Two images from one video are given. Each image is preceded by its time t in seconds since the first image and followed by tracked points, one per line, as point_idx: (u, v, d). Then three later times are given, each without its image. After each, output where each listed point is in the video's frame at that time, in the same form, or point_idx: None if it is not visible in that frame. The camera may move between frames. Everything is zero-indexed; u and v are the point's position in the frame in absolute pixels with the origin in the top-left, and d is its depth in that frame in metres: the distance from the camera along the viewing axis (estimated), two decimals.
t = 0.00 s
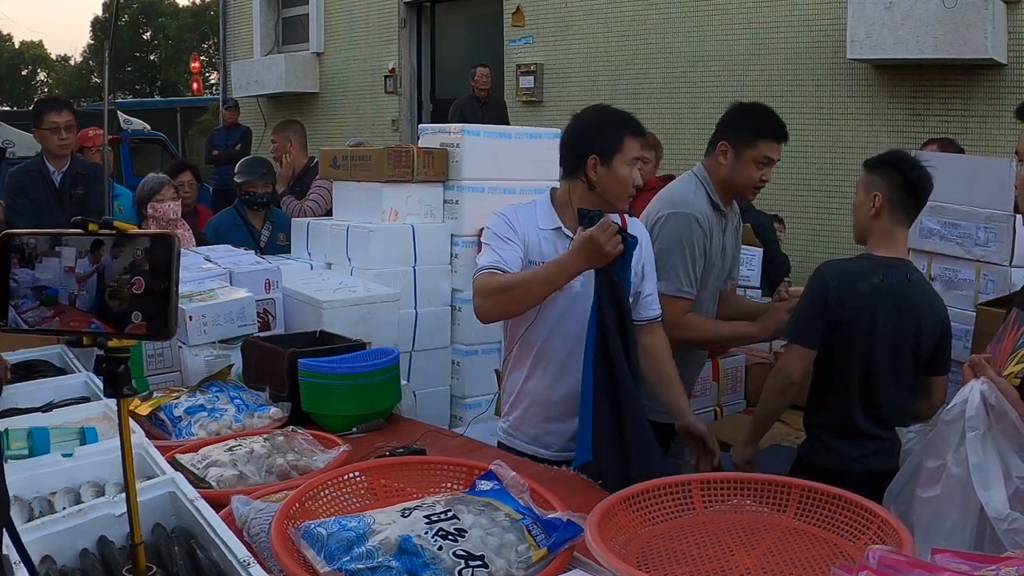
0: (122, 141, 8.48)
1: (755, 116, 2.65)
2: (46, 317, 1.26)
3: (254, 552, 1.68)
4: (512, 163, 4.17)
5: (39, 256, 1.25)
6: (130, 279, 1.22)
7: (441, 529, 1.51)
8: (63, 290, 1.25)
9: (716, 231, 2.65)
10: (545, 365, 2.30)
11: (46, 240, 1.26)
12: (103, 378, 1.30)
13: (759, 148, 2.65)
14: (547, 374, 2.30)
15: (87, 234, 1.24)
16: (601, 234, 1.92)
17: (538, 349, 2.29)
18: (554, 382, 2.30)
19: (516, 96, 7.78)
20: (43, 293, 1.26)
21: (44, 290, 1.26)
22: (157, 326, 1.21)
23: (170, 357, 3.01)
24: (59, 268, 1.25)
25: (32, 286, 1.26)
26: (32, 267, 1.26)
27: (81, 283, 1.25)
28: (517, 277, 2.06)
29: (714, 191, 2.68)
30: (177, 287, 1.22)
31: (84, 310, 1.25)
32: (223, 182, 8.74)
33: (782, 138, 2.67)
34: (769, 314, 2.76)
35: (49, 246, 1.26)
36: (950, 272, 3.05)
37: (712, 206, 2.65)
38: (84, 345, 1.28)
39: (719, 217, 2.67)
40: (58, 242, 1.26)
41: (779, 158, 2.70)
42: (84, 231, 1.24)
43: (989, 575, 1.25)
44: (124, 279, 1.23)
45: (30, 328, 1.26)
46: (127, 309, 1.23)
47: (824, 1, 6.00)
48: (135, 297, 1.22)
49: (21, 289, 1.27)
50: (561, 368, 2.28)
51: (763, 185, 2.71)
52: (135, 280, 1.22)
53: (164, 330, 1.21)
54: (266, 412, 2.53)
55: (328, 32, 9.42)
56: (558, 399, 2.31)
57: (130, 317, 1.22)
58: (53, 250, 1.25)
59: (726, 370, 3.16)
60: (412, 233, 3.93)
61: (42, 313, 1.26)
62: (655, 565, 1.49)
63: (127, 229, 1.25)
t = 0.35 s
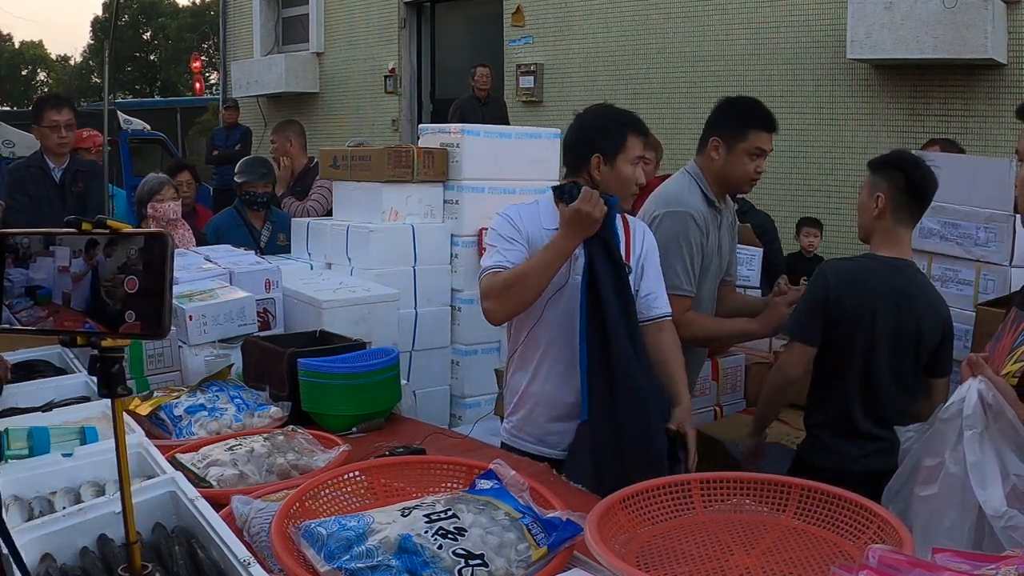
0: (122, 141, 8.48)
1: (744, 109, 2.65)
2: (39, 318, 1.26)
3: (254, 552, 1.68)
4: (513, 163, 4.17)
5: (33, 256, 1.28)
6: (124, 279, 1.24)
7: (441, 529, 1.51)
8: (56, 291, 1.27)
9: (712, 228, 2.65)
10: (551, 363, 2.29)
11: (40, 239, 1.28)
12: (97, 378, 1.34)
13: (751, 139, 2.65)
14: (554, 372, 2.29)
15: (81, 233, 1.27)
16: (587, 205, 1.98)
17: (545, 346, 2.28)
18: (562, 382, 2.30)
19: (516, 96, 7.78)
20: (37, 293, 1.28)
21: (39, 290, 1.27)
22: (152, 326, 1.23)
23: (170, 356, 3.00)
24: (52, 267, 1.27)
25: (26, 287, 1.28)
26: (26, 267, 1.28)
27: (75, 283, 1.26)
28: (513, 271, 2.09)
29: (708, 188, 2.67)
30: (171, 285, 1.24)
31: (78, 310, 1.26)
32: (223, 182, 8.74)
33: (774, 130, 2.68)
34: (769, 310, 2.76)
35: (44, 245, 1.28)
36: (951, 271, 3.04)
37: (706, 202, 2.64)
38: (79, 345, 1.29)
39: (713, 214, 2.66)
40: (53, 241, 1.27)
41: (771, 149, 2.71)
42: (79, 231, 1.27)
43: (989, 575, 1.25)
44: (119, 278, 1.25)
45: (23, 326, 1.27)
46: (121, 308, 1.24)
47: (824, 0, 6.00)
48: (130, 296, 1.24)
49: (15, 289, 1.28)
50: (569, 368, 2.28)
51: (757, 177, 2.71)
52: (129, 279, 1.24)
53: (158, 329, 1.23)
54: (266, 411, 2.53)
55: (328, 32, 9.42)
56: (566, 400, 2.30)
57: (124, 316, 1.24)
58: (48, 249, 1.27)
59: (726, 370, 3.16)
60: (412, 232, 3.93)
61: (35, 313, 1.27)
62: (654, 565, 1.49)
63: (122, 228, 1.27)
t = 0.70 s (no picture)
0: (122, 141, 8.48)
1: (746, 109, 2.66)
2: (36, 317, 1.30)
3: (254, 552, 1.68)
4: (513, 162, 4.17)
5: (30, 255, 1.30)
6: (122, 278, 1.27)
7: (441, 529, 1.51)
8: (54, 290, 1.30)
9: (711, 228, 2.65)
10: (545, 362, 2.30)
11: (37, 239, 1.30)
12: (95, 378, 1.36)
13: (752, 137, 2.66)
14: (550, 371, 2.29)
15: (79, 233, 1.29)
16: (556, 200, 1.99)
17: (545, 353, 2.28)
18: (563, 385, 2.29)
19: (516, 96, 7.78)
20: (33, 292, 1.31)
21: (35, 290, 1.31)
22: (149, 326, 1.26)
23: (170, 356, 2.98)
24: (49, 267, 1.30)
25: (23, 286, 1.31)
26: (23, 267, 1.31)
27: (70, 283, 1.30)
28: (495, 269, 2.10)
29: (708, 188, 2.67)
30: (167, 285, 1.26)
31: (74, 310, 1.29)
32: (223, 182, 8.73)
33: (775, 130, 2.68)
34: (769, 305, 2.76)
35: (41, 245, 1.30)
36: (950, 271, 3.04)
37: (706, 203, 2.64)
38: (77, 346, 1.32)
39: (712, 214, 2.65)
40: (49, 241, 1.30)
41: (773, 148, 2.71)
42: (77, 230, 1.30)
43: (990, 575, 1.25)
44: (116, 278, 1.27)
45: (21, 327, 1.30)
46: (118, 309, 1.27)
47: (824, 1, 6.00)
48: (127, 296, 1.27)
49: (13, 288, 1.32)
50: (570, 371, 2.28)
51: (760, 176, 2.71)
52: (127, 279, 1.26)
53: (155, 329, 1.26)
54: (266, 412, 2.53)
55: (328, 32, 9.42)
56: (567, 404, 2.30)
57: (122, 316, 1.27)
58: (44, 249, 1.30)
59: (726, 370, 3.16)
60: (412, 232, 3.93)
61: (32, 313, 1.31)
62: (654, 565, 1.49)
63: (119, 227, 1.29)
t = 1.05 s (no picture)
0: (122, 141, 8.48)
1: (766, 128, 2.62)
2: (29, 317, 1.33)
3: (254, 552, 1.68)
4: (513, 162, 4.17)
5: (22, 255, 1.32)
6: (116, 277, 1.27)
7: (441, 529, 1.51)
8: (45, 291, 1.32)
9: (709, 235, 2.65)
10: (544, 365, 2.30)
11: (29, 240, 1.32)
12: (92, 380, 1.37)
13: (764, 161, 2.62)
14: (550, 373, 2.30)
15: (72, 233, 1.31)
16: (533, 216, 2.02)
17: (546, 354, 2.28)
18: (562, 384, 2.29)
19: (516, 96, 7.78)
20: (26, 293, 1.33)
21: (27, 290, 1.33)
22: (141, 327, 1.26)
23: (170, 356, 2.96)
24: (41, 268, 1.32)
25: (15, 287, 1.33)
26: (15, 267, 1.33)
27: (60, 283, 1.31)
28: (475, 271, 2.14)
29: (710, 196, 2.67)
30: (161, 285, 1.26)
31: (64, 310, 1.31)
32: (223, 182, 8.73)
33: (788, 156, 2.64)
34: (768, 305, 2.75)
35: (32, 245, 1.32)
36: (950, 271, 3.03)
37: (706, 208, 2.64)
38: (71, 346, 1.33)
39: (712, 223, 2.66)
40: (41, 242, 1.32)
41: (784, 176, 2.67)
42: (71, 231, 1.31)
43: (990, 575, 1.26)
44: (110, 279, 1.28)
45: (13, 328, 1.33)
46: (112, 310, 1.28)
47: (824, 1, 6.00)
48: (121, 296, 1.27)
49: (5, 289, 1.34)
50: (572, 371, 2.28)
51: (761, 201, 2.69)
52: (122, 279, 1.27)
53: (149, 329, 1.26)
54: (266, 412, 2.53)
55: (328, 32, 9.42)
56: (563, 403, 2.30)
57: (117, 316, 1.27)
58: (36, 249, 1.32)
59: (726, 370, 3.15)
60: (412, 233, 3.93)
61: (24, 314, 1.33)
62: (654, 565, 1.49)
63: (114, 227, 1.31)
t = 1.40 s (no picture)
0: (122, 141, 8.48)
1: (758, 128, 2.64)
2: (26, 318, 1.32)
3: (254, 551, 1.68)
4: (512, 163, 4.17)
5: (20, 254, 1.33)
6: (117, 276, 1.27)
7: (441, 529, 1.51)
8: (42, 290, 1.32)
9: (707, 239, 2.64)
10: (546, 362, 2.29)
11: (28, 239, 1.33)
12: (93, 380, 1.36)
13: (756, 159, 2.64)
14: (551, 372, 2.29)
15: (71, 232, 1.31)
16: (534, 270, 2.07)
17: (545, 354, 2.28)
18: (561, 384, 2.28)
19: (516, 96, 7.78)
20: (22, 293, 1.33)
21: (24, 290, 1.33)
22: (139, 327, 1.26)
23: (169, 356, 2.95)
24: (38, 268, 1.32)
25: (12, 287, 1.33)
26: (14, 267, 1.34)
27: (56, 284, 1.32)
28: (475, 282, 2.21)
29: (707, 199, 2.66)
30: (159, 285, 1.26)
31: (61, 310, 1.31)
32: (223, 182, 8.74)
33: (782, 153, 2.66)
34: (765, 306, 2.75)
35: (31, 244, 1.33)
36: (950, 271, 3.03)
37: (702, 211, 2.63)
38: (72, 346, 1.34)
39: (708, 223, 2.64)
40: (39, 241, 1.33)
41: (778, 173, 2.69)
42: (70, 231, 1.31)
43: (989, 574, 1.25)
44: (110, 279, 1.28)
45: (11, 327, 1.32)
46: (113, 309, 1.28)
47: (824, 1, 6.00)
48: (120, 295, 1.27)
49: (3, 289, 1.34)
50: (570, 373, 2.27)
51: (759, 200, 2.69)
52: (121, 278, 1.27)
53: (148, 330, 1.25)
54: (266, 412, 2.53)
55: (327, 32, 9.42)
56: (559, 404, 2.29)
57: (117, 316, 1.27)
58: (34, 249, 1.33)
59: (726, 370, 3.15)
60: (412, 233, 3.93)
61: (22, 313, 1.33)
62: (654, 565, 1.49)
63: (115, 227, 1.31)
